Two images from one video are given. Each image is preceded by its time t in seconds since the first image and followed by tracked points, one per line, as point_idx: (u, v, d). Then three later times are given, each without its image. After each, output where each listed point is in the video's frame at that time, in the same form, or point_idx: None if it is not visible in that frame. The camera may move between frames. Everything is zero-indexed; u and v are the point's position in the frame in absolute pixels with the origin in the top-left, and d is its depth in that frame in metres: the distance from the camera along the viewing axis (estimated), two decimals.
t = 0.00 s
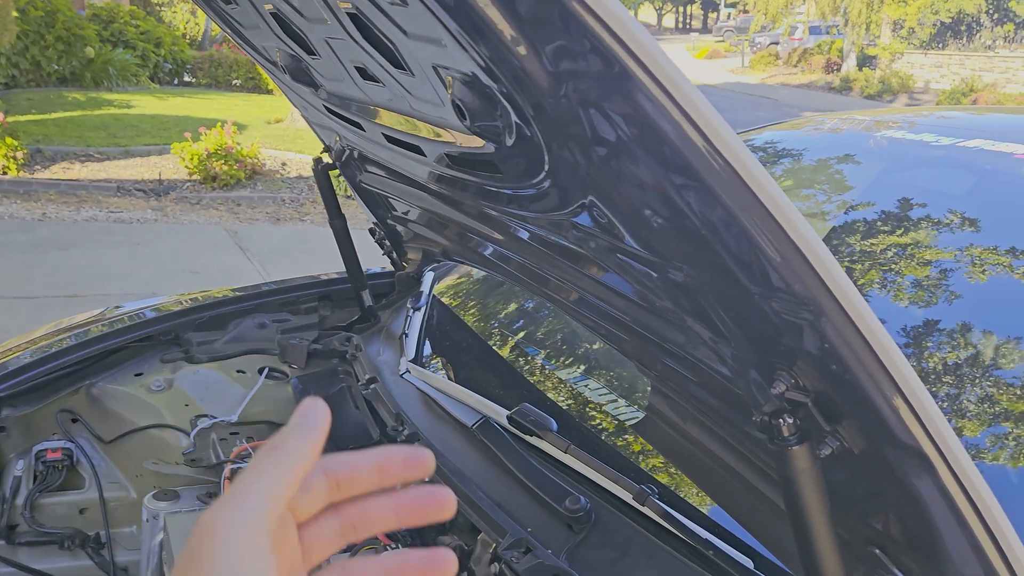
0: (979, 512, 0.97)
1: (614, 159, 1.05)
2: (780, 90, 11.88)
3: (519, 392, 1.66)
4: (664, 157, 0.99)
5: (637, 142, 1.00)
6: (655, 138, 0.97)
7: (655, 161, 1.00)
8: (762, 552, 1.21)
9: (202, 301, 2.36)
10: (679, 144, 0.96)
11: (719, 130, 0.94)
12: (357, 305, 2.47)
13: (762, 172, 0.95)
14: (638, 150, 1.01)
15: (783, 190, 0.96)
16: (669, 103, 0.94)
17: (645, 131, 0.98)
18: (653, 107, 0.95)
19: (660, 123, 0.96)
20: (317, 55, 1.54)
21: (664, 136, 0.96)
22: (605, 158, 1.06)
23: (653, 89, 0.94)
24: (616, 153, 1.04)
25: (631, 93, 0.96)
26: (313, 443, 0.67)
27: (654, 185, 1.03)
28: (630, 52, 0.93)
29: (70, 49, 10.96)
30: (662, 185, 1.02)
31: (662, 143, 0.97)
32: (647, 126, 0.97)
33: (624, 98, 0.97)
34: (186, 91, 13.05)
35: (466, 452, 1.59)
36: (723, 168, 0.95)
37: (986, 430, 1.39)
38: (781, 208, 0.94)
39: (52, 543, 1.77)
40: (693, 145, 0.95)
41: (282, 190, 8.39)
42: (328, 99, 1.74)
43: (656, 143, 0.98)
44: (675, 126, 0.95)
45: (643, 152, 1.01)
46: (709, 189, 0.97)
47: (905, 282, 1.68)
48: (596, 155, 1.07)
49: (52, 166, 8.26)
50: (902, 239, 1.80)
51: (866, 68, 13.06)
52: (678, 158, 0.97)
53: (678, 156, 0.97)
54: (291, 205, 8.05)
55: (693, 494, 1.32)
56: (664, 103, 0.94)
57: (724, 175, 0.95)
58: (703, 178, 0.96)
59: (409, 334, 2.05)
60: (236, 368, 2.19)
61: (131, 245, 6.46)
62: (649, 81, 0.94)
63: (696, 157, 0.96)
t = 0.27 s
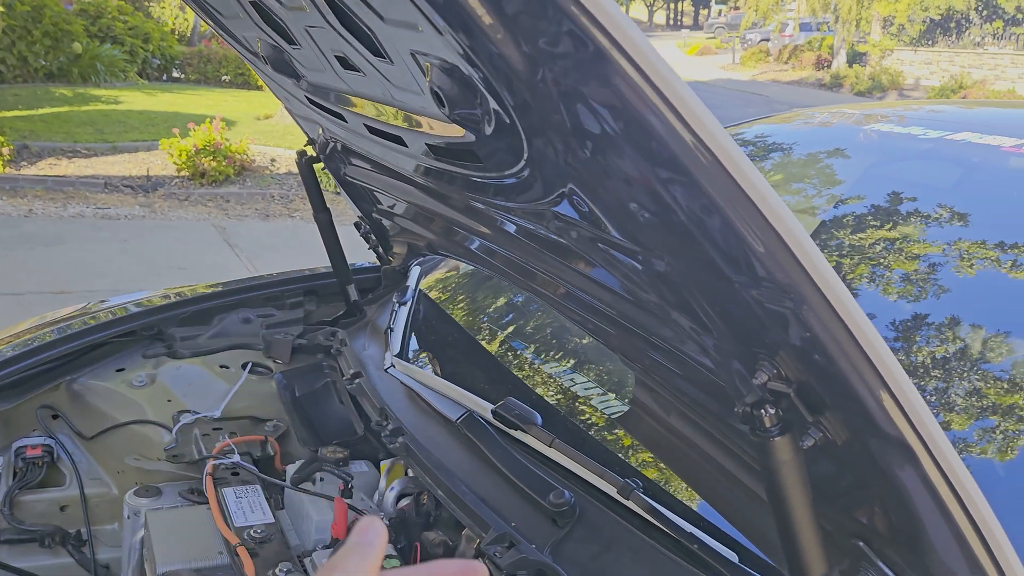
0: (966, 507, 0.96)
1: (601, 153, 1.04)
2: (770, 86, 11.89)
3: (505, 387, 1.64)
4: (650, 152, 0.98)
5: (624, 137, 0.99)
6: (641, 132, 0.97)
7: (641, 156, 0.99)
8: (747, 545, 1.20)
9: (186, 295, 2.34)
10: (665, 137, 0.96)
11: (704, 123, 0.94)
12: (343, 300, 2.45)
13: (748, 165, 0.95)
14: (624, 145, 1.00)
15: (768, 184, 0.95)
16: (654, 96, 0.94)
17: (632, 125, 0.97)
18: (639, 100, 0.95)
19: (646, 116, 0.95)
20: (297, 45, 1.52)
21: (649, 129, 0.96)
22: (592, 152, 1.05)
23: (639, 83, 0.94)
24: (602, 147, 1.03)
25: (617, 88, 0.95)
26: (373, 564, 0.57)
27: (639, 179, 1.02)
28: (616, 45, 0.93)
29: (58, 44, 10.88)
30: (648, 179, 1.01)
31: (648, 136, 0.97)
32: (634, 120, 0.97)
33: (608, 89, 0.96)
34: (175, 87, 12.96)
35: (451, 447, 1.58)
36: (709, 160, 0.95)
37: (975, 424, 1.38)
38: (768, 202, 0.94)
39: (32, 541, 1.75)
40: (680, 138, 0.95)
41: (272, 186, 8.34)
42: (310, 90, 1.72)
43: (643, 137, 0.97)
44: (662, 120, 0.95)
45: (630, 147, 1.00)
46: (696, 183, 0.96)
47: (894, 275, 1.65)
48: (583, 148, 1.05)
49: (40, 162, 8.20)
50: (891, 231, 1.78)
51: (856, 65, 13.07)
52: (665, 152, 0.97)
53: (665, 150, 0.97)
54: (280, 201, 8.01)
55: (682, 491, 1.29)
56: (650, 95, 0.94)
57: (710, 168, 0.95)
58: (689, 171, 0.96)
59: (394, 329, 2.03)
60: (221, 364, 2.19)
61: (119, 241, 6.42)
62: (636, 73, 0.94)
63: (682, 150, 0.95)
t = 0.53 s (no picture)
0: (952, 500, 0.95)
1: (586, 147, 1.03)
2: (760, 82, 11.91)
3: (491, 378, 1.61)
4: (635, 143, 0.96)
5: (611, 130, 0.98)
6: (626, 124, 0.95)
7: (626, 148, 0.98)
8: (731, 538, 1.19)
9: (168, 289, 2.31)
10: (651, 129, 0.94)
11: (690, 112, 0.91)
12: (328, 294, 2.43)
13: (735, 157, 0.93)
14: (610, 136, 0.98)
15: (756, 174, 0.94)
16: (640, 86, 0.92)
17: (617, 117, 0.95)
18: (624, 91, 0.93)
19: (631, 108, 0.93)
20: (277, 34, 1.49)
21: (634, 121, 0.94)
22: (578, 145, 1.04)
23: (625, 74, 0.92)
24: (588, 140, 1.02)
25: (602, 79, 0.93)
26: None
27: (624, 170, 1.01)
28: (602, 35, 0.90)
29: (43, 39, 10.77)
30: (634, 172, 1.00)
31: (632, 128, 0.95)
32: (619, 112, 0.95)
33: (591, 77, 0.94)
34: (163, 82, 12.87)
35: (434, 441, 1.56)
36: (694, 151, 0.93)
37: (961, 417, 1.37)
38: (755, 195, 0.92)
39: (10, 538, 1.73)
40: (666, 129, 0.93)
41: (261, 181, 8.29)
42: (291, 80, 1.69)
43: (628, 129, 0.95)
44: (648, 111, 0.93)
45: (616, 139, 0.98)
46: (681, 176, 0.95)
47: (882, 269, 1.64)
48: (570, 141, 1.05)
49: (25, 157, 8.13)
50: (879, 224, 1.77)
51: (846, 60, 13.09)
52: (650, 144, 0.95)
53: (650, 142, 0.95)
54: (268, 196, 7.97)
55: (668, 485, 1.26)
56: (635, 86, 0.92)
57: (695, 159, 0.93)
58: (674, 163, 0.94)
59: (379, 323, 2.02)
60: (203, 358, 2.16)
61: (105, 237, 6.37)
62: (621, 64, 0.91)
63: (669, 142, 0.93)
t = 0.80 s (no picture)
0: (947, 499, 0.95)
1: (579, 142, 1.02)
2: (754, 79, 11.92)
3: (483, 376, 1.60)
4: (628, 140, 0.95)
5: (604, 127, 0.96)
6: (620, 120, 0.94)
7: (619, 145, 0.97)
8: (724, 536, 1.18)
9: (159, 286, 2.30)
10: (645, 126, 0.93)
11: (684, 109, 0.91)
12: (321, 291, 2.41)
13: (731, 154, 0.92)
14: (604, 133, 0.97)
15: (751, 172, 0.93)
16: (634, 83, 0.91)
17: (611, 115, 0.94)
18: (619, 88, 0.91)
19: (625, 105, 0.92)
20: (267, 28, 1.48)
21: (628, 117, 0.93)
22: (571, 141, 1.03)
23: (619, 70, 0.91)
24: (581, 136, 1.01)
25: (596, 76, 0.92)
26: None
27: (617, 166, 1.00)
28: (597, 31, 0.89)
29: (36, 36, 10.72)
30: (627, 169, 0.99)
31: (626, 125, 0.94)
32: (613, 110, 0.94)
33: (583, 73, 0.93)
34: (156, 79, 12.82)
35: (426, 438, 1.55)
36: (688, 148, 0.92)
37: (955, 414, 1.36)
38: (750, 191, 0.91)
39: None
40: (659, 125, 0.92)
41: (255, 179, 8.26)
42: (281, 75, 1.68)
43: (622, 126, 0.94)
44: (641, 107, 0.92)
45: (609, 137, 0.97)
46: (675, 173, 0.94)
47: (876, 266, 1.63)
48: (563, 138, 1.04)
49: (18, 155, 8.09)
50: (873, 221, 1.76)
51: (840, 58, 13.10)
52: (643, 141, 0.94)
53: (644, 139, 0.94)
54: (262, 193, 7.94)
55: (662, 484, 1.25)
56: (630, 83, 0.91)
57: (689, 156, 0.92)
58: (668, 160, 0.93)
59: (371, 321, 2.01)
60: (194, 356, 2.15)
61: (98, 235, 6.34)
62: (616, 61, 0.90)
63: (662, 138, 0.92)
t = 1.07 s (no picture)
0: (936, 497, 0.93)
1: (566, 136, 1.00)
2: (744, 75, 11.93)
3: (469, 372, 1.58)
4: (616, 134, 0.94)
5: (591, 121, 0.95)
6: (607, 114, 0.92)
7: (606, 138, 0.95)
8: (712, 534, 1.16)
9: (141, 282, 2.26)
10: (632, 119, 0.91)
11: (672, 102, 0.89)
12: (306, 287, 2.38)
13: (719, 148, 0.90)
14: (590, 127, 0.95)
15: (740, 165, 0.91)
16: (621, 76, 0.89)
17: (598, 108, 0.92)
18: (606, 80, 0.90)
19: (612, 98, 0.90)
20: (247, 18, 1.45)
21: (615, 111, 0.91)
22: (558, 135, 1.01)
23: (605, 61, 0.89)
24: (567, 130, 0.99)
25: (583, 69, 0.90)
26: None
27: (603, 160, 0.98)
28: (584, 23, 0.87)
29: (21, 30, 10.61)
30: (613, 163, 0.97)
31: (613, 119, 0.92)
32: (600, 103, 0.92)
33: (569, 64, 0.91)
34: (143, 74, 12.72)
35: (411, 436, 1.53)
36: (675, 141, 0.90)
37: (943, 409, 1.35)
38: (738, 184, 0.90)
39: None
40: (646, 118, 0.90)
41: (242, 175, 8.20)
42: (263, 66, 1.65)
43: (609, 120, 0.92)
44: (628, 100, 0.90)
45: (596, 131, 0.95)
46: (662, 167, 0.92)
47: (865, 261, 1.62)
48: (548, 131, 1.02)
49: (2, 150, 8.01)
50: (862, 215, 1.75)
51: (829, 54, 13.13)
52: (630, 134, 0.92)
53: (631, 133, 0.92)
54: (250, 189, 7.88)
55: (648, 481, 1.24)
56: (617, 76, 0.89)
57: (677, 150, 0.90)
58: (655, 154, 0.92)
59: (356, 317, 1.97)
60: (176, 352, 2.12)
61: (83, 231, 6.28)
62: (604, 53, 0.88)
63: (649, 131, 0.91)
